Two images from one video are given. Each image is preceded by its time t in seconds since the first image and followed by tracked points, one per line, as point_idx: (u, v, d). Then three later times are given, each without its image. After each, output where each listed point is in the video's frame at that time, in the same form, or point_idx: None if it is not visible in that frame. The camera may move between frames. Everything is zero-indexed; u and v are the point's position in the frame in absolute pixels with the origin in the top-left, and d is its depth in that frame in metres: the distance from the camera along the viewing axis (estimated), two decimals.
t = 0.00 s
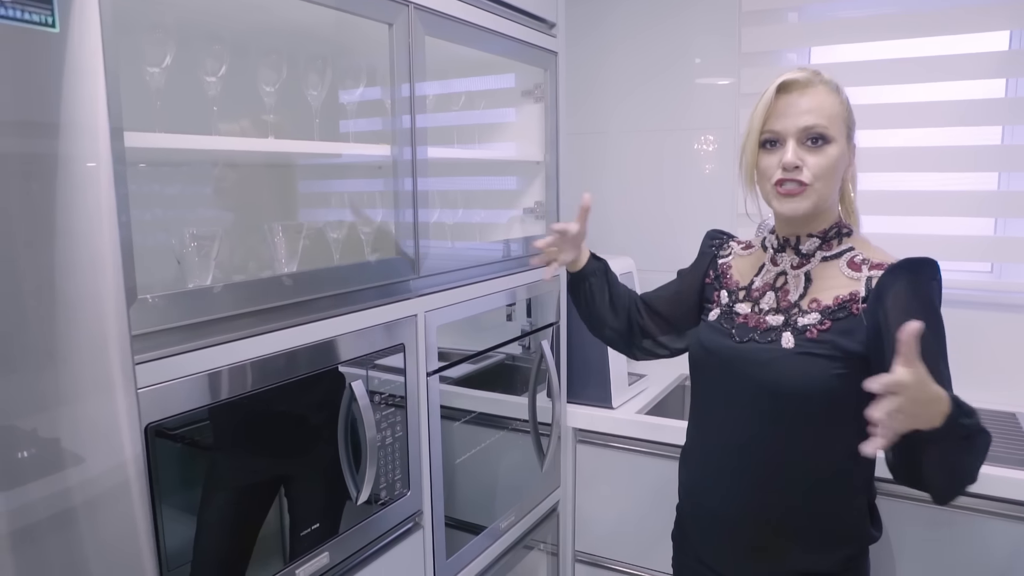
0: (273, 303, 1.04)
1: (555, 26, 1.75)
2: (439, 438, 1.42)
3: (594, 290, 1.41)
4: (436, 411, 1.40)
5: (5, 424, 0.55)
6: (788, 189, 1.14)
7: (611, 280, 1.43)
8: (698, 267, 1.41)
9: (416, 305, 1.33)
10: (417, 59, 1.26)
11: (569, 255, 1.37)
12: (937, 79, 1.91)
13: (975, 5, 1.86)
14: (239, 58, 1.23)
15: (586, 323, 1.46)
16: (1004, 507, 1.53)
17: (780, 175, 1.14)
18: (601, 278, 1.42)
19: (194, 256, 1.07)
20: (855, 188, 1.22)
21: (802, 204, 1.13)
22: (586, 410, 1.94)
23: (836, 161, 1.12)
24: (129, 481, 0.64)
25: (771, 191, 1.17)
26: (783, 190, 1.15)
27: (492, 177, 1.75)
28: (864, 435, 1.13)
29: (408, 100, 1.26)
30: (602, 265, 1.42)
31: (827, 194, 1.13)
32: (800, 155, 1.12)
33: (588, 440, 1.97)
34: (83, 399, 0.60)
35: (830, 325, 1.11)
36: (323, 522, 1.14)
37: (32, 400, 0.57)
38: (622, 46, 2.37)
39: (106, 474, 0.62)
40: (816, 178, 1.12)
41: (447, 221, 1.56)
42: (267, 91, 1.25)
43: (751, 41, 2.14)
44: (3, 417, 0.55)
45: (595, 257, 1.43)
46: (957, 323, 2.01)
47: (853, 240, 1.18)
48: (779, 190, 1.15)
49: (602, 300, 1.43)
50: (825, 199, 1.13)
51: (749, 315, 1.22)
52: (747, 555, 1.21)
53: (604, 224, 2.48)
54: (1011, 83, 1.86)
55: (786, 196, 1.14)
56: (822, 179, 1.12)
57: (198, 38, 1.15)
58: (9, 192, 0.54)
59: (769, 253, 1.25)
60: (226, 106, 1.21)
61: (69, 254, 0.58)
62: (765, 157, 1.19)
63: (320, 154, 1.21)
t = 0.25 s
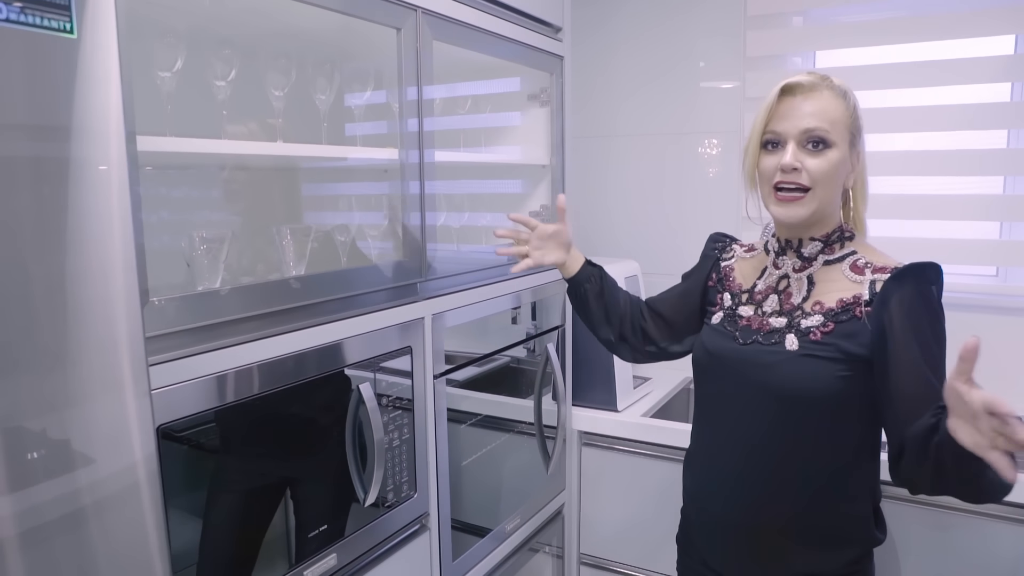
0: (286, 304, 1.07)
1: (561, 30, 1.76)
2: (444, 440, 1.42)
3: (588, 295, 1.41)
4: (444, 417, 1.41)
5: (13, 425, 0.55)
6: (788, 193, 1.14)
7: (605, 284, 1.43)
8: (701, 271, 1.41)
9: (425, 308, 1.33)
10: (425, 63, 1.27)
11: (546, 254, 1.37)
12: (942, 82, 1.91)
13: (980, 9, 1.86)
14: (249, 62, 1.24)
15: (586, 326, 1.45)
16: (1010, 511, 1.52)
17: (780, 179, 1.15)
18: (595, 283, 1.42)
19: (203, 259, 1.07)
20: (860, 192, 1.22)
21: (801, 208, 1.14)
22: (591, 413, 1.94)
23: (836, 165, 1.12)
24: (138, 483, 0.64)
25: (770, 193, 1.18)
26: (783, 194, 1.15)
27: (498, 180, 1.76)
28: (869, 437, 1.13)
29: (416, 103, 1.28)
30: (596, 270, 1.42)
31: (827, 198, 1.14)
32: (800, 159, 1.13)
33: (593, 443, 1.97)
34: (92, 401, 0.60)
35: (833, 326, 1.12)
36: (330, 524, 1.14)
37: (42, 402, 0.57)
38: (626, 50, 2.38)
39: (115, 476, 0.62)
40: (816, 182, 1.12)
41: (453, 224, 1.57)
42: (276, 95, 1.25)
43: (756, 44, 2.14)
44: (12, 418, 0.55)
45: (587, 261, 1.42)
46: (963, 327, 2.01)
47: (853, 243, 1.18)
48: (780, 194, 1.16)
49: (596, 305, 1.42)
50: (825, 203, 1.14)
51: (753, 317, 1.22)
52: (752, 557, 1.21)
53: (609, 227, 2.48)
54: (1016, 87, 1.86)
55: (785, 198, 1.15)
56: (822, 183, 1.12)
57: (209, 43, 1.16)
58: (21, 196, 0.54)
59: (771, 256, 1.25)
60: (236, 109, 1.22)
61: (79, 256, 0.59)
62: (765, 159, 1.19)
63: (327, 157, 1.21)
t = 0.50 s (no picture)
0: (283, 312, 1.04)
1: (565, 37, 1.77)
2: (450, 444, 1.42)
3: (617, 325, 1.42)
4: (449, 421, 1.41)
5: (21, 429, 0.55)
6: (786, 201, 1.15)
7: (630, 313, 1.44)
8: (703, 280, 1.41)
9: (429, 313, 1.34)
10: (430, 68, 1.28)
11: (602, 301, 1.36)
12: (944, 87, 1.92)
13: (981, 14, 1.87)
14: (257, 69, 1.25)
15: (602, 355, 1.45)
16: (1015, 516, 1.52)
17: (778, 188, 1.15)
18: (622, 312, 1.44)
19: (210, 264, 1.08)
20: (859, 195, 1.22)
21: (799, 216, 1.14)
22: (595, 417, 1.95)
23: (834, 172, 1.12)
24: (146, 487, 0.64)
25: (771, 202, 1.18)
26: (781, 202, 1.16)
27: (502, 185, 1.76)
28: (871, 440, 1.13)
29: (421, 108, 1.28)
30: (619, 298, 1.44)
31: (825, 205, 1.14)
32: (797, 167, 1.13)
33: (597, 447, 1.97)
34: (101, 406, 0.61)
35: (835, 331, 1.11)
36: (336, 528, 1.15)
37: (50, 406, 0.57)
38: (629, 55, 2.38)
39: (122, 480, 0.62)
40: (813, 189, 1.12)
41: (458, 229, 1.57)
42: (283, 102, 1.27)
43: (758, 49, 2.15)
44: (19, 422, 0.55)
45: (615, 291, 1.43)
46: (967, 331, 2.01)
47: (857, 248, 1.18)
48: (778, 203, 1.16)
49: (623, 335, 1.43)
50: (823, 210, 1.14)
51: (756, 324, 1.22)
52: (755, 561, 1.21)
53: (612, 232, 2.49)
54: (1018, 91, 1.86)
55: (784, 208, 1.15)
56: (819, 190, 1.13)
57: (216, 50, 1.17)
58: (30, 202, 0.55)
59: (775, 262, 1.25)
60: (244, 116, 1.23)
61: (88, 262, 0.59)
62: (765, 168, 1.19)
63: (330, 163, 1.22)
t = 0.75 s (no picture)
0: (283, 314, 1.03)
1: (570, 40, 1.78)
2: (456, 446, 1.42)
3: (607, 317, 1.44)
4: (455, 422, 1.42)
5: (28, 430, 0.55)
6: (774, 199, 1.15)
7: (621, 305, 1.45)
8: (704, 280, 1.40)
9: (435, 315, 1.34)
10: (437, 70, 1.29)
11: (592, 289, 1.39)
12: (948, 91, 1.92)
13: (985, 17, 1.87)
14: (265, 72, 1.26)
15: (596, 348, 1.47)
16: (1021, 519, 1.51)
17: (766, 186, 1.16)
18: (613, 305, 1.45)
19: (218, 266, 1.09)
20: (862, 198, 1.19)
21: (785, 214, 1.14)
22: (600, 419, 1.95)
23: (820, 172, 1.12)
24: (154, 488, 0.65)
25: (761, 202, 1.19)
26: (769, 201, 1.16)
27: (507, 188, 1.77)
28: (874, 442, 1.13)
29: (428, 111, 1.29)
30: (610, 290, 1.46)
31: (812, 204, 1.14)
32: (783, 165, 1.13)
33: (601, 449, 1.97)
34: (109, 407, 0.61)
35: (837, 334, 1.11)
36: (344, 528, 1.15)
37: (58, 408, 0.57)
38: (633, 58, 2.39)
39: (130, 481, 0.63)
40: (799, 188, 1.12)
41: (464, 231, 1.57)
42: (290, 104, 1.27)
43: (762, 53, 2.15)
44: (27, 424, 0.55)
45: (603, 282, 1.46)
46: (971, 334, 2.00)
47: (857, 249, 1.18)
48: (767, 201, 1.16)
49: (614, 327, 1.45)
50: (810, 209, 1.14)
51: (757, 326, 1.22)
52: (759, 563, 1.21)
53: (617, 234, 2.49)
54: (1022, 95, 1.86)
55: (771, 206, 1.16)
56: (806, 190, 1.13)
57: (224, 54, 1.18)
58: (39, 203, 0.55)
59: (775, 264, 1.25)
60: (252, 118, 1.23)
61: (97, 263, 0.59)
62: (757, 168, 1.20)
63: (335, 165, 1.22)
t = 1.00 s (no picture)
0: (292, 315, 1.05)
1: (574, 41, 1.78)
2: (461, 445, 1.43)
3: (584, 288, 1.40)
4: (461, 424, 1.42)
5: (35, 431, 0.55)
6: (767, 202, 1.17)
7: (601, 278, 1.42)
8: (709, 277, 1.42)
9: (441, 315, 1.35)
10: (443, 72, 1.30)
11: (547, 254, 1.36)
12: (950, 91, 1.92)
13: (987, 17, 1.87)
14: (271, 74, 1.26)
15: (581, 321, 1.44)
16: None
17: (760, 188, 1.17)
18: (590, 277, 1.40)
19: (225, 267, 1.10)
20: (868, 196, 1.17)
21: (776, 217, 1.16)
22: (603, 419, 1.95)
23: (811, 175, 1.12)
24: (162, 489, 0.65)
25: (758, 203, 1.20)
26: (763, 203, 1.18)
27: (512, 189, 1.77)
28: (876, 443, 1.14)
29: (433, 112, 1.30)
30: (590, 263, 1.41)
31: (804, 206, 1.14)
32: (774, 168, 1.14)
33: (605, 450, 1.97)
34: (117, 408, 0.61)
35: (841, 333, 1.12)
36: (349, 529, 1.16)
37: (66, 408, 0.57)
38: (637, 59, 2.39)
39: (139, 482, 0.63)
40: (790, 190, 1.13)
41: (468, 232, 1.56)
42: (297, 106, 1.27)
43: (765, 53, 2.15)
44: (34, 424, 0.55)
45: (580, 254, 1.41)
46: (975, 333, 2.00)
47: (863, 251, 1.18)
48: (761, 203, 1.18)
49: (593, 297, 1.41)
50: (802, 211, 1.15)
51: (760, 324, 1.22)
52: (763, 564, 1.21)
53: (620, 235, 2.49)
54: None
55: (766, 209, 1.17)
56: (798, 191, 1.13)
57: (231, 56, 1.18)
58: (46, 204, 0.55)
59: (779, 263, 1.25)
60: (258, 119, 1.24)
61: (106, 264, 0.60)
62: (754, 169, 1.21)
63: (338, 167, 1.22)
